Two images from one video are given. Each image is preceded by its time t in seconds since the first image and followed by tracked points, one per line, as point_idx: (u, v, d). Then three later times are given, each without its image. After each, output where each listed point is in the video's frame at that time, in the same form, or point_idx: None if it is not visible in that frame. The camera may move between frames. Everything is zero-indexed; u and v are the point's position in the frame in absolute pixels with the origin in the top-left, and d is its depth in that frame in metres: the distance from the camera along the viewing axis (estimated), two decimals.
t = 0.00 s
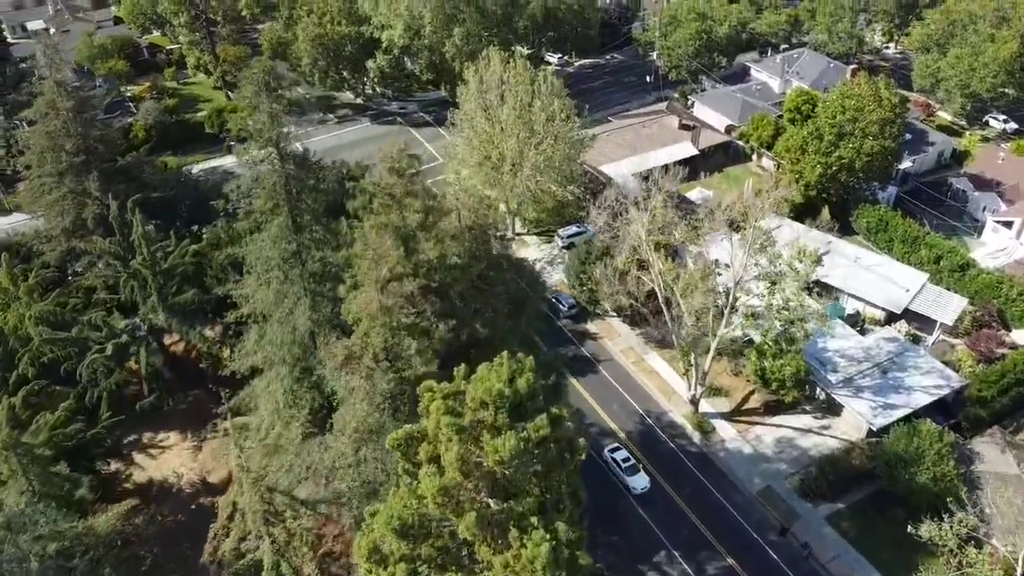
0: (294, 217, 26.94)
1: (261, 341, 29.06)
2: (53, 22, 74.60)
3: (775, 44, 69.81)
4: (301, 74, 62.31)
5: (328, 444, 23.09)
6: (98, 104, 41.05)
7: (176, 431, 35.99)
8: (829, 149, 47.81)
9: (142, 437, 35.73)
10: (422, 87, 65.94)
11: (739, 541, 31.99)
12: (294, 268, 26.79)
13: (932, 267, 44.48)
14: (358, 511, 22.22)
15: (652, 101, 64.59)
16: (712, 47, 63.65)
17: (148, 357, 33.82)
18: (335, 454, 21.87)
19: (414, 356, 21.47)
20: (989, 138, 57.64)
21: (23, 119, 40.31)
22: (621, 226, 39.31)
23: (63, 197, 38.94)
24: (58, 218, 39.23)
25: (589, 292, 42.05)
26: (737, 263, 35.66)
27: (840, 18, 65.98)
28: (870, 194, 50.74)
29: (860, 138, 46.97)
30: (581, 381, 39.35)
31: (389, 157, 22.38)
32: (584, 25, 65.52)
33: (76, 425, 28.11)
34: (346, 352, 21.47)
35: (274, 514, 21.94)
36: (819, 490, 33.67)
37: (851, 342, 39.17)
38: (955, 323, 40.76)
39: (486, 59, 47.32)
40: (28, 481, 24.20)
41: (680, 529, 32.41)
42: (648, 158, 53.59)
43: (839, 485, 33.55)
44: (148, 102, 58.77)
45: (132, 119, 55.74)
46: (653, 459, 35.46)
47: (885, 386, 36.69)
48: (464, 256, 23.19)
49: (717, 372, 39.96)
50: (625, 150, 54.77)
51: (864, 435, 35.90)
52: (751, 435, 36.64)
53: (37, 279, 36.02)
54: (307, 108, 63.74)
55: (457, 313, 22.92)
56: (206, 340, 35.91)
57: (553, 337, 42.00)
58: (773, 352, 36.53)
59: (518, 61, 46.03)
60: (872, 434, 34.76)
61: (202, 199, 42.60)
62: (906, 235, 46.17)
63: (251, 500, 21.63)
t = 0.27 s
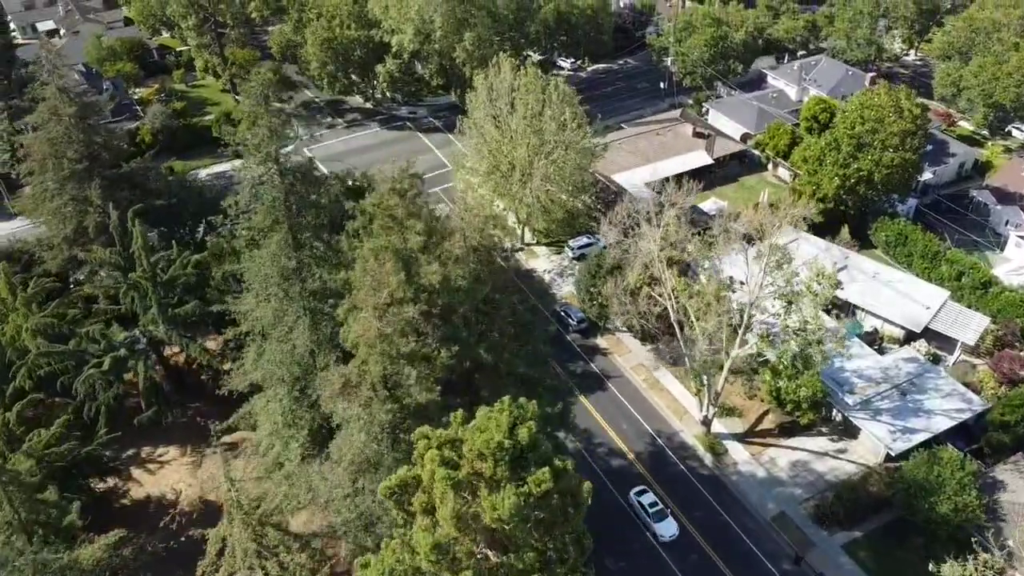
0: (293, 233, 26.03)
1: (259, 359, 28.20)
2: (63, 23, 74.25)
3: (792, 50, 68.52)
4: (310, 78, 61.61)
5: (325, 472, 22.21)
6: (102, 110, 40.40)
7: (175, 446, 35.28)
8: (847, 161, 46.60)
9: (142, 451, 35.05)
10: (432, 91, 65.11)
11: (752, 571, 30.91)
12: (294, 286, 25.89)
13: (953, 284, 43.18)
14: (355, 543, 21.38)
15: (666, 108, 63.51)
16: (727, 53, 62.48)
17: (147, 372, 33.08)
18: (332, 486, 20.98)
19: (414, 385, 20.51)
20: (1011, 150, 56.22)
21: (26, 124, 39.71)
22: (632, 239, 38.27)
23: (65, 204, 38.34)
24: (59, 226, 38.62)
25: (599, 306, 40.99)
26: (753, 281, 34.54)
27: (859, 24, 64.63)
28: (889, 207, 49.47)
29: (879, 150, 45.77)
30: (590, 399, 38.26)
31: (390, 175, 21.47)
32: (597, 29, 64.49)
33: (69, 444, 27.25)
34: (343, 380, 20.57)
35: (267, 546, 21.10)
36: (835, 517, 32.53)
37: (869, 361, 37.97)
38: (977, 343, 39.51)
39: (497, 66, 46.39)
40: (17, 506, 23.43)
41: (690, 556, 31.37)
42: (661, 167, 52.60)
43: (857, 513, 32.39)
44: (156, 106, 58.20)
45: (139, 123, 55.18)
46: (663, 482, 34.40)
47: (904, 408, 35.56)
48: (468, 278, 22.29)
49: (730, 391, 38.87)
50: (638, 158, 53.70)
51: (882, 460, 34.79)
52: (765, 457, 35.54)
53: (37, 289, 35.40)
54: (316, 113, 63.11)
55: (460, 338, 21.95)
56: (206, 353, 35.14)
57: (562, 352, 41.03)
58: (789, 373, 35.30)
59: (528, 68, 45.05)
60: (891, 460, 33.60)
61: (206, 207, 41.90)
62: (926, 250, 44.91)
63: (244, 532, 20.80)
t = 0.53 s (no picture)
0: (292, 250, 25.12)
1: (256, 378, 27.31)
2: (73, 24, 73.86)
3: (809, 56, 67.20)
4: (318, 82, 60.85)
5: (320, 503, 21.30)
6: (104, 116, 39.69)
7: (173, 461, 34.46)
8: (866, 173, 45.35)
9: (139, 466, 34.30)
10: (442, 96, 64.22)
11: None
12: (292, 305, 24.98)
13: (974, 301, 41.84)
14: None
15: (679, 116, 62.53)
16: (743, 60, 61.30)
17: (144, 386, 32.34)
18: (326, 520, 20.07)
19: (412, 416, 19.54)
20: None
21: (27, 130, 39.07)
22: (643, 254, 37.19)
23: (65, 212, 37.65)
24: (59, 234, 37.96)
25: (609, 321, 39.90)
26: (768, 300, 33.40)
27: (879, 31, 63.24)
28: (908, 220, 48.16)
29: (899, 162, 44.52)
30: (599, 417, 37.20)
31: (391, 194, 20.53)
32: (610, 34, 63.41)
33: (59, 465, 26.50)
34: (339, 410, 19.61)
35: None
36: (851, 547, 31.35)
37: (888, 383, 36.75)
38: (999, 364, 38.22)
39: (507, 73, 45.38)
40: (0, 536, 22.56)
41: None
42: (673, 177, 51.58)
43: (874, 542, 31.19)
44: (162, 109, 57.62)
45: (146, 127, 54.59)
46: (673, 506, 33.33)
47: (923, 433, 34.32)
48: (471, 301, 21.31)
49: (743, 411, 37.71)
50: (650, 167, 52.64)
51: (900, 486, 33.60)
52: (778, 481, 34.42)
53: (35, 299, 34.75)
54: (324, 117, 62.39)
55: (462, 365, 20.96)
56: (205, 367, 34.33)
57: (570, 367, 39.98)
58: (805, 394, 34.14)
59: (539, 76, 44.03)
60: (910, 487, 32.38)
61: (209, 215, 41.16)
62: (947, 265, 43.61)
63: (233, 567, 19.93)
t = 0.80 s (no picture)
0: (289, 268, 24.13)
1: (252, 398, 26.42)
2: (83, 25, 73.45)
3: (827, 63, 65.86)
4: (327, 85, 60.08)
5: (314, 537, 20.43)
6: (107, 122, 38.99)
7: (171, 477, 33.71)
8: (886, 186, 44.01)
9: (136, 481, 33.57)
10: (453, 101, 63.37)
11: None
12: (289, 325, 24.09)
13: (997, 319, 40.47)
14: None
15: (693, 123, 61.50)
16: (759, 67, 60.09)
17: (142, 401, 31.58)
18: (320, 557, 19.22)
19: (410, 452, 18.54)
20: None
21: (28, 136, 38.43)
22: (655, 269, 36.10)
23: (65, 220, 37.01)
24: (60, 243, 37.33)
25: (619, 337, 38.82)
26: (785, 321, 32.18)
27: (900, 37, 61.81)
28: (929, 235, 46.83)
29: (920, 176, 43.22)
30: (608, 437, 36.14)
31: (390, 216, 19.57)
32: (624, 39, 62.31)
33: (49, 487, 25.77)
34: (332, 443, 18.64)
35: None
36: None
37: (908, 406, 35.49)
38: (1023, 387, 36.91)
39: (517, 81, 44.34)
40: None
41: None
42: (687, 187, 50.59)
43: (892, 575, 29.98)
44: (169, 112, 57.05)
45: (152, 131, 54.06)
46: (683, 531, 32.24)
47: (944, 459, 33.05)
48: (473, 328, 20.32)
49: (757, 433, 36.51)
50: (664, 176, 51.60)
51: (920, 514, 32.37)
52: (792, 507, 33.28)
53: (33, 310, 34.08)
54: (333, 121, 61.66)
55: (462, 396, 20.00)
56: (204, 381, 33.51)
57: (578, 384, 38.96)
58: (821, 417, 32.95)
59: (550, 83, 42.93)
60: (931, 516, 31.16)
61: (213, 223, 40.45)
62: (969, 282, 42.28)
63: None
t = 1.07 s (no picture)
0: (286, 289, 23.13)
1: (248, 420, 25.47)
2: (92, 26, 72.95)
3: (846, 70, 64.49)
4: (336, 90, 59.23)
5: None
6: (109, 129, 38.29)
7: (168, 494, 32.85)
8: (907, 201, 42.63)
9: (133, 498, 32.75)
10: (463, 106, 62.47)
11: None
12: (286, 347, 23.11)
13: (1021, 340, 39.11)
14: None
15: (708, 131, 60.25)
16: (776, 74, 58.78)
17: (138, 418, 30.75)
18: None
19: (407, 491, 17.51)
20: None
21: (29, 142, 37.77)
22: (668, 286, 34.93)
23: (65, 229, 36.30)
24: (60, 252, 36.63)
25: (630, 355, 37.66)
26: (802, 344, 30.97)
27: (921, 45, 60.39)
28: (951, 250, 45.44)
29: (943, 190, 41.86)
30: (617, 459, 35.03)
31: (389, 240, 18.60)
32: (638, 45, 61.11)
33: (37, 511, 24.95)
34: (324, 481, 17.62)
35: None
36: None
37: (929, 432, 34.19)
38: None
39: (527, 90, 43.33)
40: None
41: None
42: (702, 197, 49.41)
43: None
44: (176, 116, 56.41)
45: (159, 135, 53.44)
46: (694, 560, 31.08)
47: (967, 489, 31.75)
48: (476, 357, 19.30)
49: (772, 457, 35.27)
50: (677, 186, 50.44)
51: (941, 546, 31.08)
52: (807, 536, 32.08)
53: (30, 321, 33.36)
54: (342, 125, 60.87)
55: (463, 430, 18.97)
56: (203, 397, 32.64)
57: (587, 402, 37.78)
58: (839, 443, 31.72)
59: (562, 93, 42.10)
60: (953, 548, 29.90)
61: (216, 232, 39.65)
62: (993, 301, 40.92)
63: None
